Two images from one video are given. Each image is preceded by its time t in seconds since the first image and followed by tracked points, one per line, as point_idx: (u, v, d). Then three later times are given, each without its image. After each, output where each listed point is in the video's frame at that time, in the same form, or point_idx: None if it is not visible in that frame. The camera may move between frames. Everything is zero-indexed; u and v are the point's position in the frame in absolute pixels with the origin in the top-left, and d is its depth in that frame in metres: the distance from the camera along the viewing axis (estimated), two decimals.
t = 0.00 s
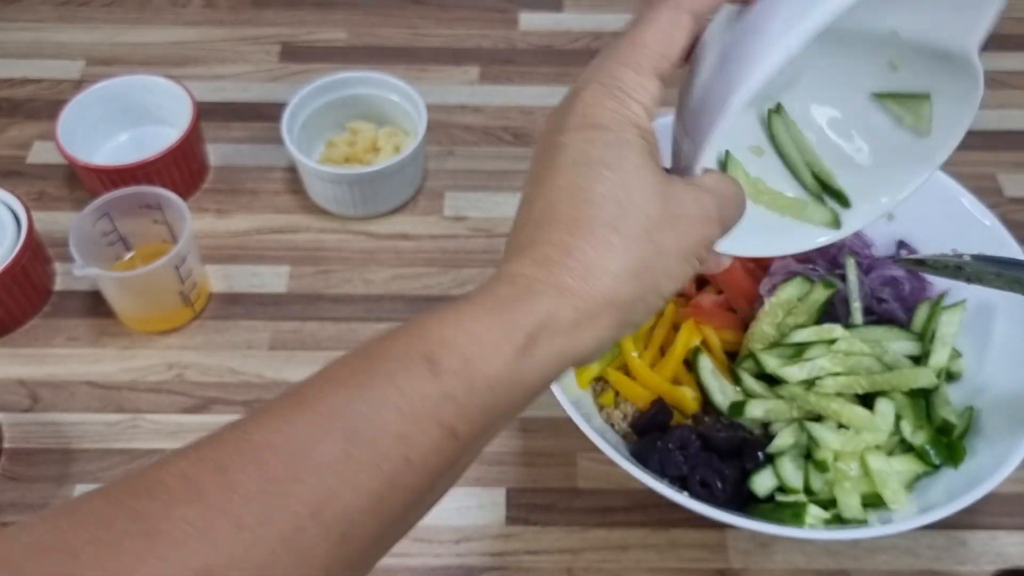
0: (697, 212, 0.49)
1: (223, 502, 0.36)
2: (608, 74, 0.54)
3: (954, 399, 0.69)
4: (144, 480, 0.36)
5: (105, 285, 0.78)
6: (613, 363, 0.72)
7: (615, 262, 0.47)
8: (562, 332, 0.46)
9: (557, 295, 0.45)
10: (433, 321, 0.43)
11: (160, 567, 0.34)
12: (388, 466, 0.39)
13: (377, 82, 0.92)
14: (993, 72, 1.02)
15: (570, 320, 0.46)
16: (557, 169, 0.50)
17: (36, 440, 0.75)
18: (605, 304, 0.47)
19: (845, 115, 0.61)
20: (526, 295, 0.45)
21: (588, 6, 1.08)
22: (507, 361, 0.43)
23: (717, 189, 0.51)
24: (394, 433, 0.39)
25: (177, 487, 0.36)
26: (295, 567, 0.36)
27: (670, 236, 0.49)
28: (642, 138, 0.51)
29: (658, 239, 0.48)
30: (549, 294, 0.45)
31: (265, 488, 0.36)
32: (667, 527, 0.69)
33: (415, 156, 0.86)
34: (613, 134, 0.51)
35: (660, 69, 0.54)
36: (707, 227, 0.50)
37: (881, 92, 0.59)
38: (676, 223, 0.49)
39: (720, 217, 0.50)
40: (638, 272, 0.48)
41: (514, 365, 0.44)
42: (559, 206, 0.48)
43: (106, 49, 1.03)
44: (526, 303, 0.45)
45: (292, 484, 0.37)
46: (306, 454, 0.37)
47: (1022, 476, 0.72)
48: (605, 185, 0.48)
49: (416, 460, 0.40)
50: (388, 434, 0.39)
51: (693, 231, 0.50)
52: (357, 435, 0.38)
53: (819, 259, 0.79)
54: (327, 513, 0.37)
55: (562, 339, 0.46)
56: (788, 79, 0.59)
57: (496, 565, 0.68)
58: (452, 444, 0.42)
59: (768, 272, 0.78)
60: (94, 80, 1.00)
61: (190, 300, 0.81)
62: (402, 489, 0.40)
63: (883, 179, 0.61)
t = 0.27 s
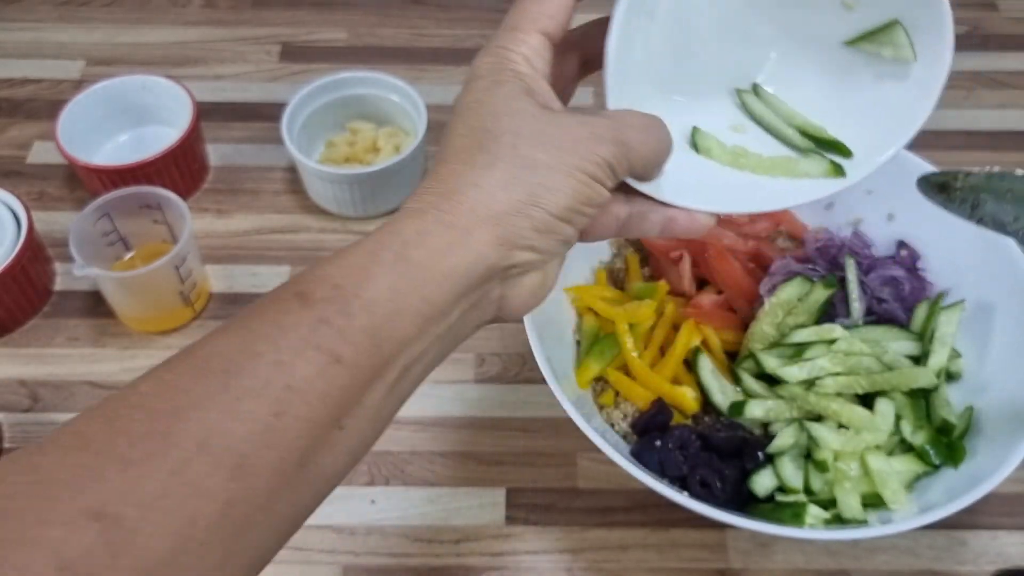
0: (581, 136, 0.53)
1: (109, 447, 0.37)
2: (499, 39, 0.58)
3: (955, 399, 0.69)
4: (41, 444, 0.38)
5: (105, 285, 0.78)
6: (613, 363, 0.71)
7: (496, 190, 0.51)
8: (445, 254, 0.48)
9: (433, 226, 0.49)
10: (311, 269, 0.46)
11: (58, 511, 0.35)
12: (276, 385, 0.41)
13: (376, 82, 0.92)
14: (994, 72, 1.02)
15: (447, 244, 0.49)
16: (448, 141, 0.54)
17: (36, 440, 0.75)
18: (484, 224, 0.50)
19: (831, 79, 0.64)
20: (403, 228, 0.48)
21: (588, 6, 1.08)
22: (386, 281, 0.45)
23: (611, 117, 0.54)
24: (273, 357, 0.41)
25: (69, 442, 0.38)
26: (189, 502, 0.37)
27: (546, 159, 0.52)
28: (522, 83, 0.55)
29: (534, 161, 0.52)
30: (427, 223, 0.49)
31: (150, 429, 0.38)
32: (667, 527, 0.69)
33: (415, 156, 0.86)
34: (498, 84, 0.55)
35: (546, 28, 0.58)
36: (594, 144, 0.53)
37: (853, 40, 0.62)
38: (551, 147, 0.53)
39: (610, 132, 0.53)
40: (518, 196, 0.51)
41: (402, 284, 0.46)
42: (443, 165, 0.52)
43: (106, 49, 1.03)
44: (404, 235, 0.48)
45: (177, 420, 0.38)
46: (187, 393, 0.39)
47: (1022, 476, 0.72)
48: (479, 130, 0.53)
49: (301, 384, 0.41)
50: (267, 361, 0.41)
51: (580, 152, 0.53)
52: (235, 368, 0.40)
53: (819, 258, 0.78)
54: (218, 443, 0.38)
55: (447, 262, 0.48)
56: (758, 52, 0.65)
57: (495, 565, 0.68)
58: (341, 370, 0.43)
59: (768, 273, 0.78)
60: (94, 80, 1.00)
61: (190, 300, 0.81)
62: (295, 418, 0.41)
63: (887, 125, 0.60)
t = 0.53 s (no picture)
0: (564, 152, 0.52)
1: (80, 472, 0.37)
2: (478, 49, 0.57)
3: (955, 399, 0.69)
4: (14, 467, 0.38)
5: (105, 284, 0.78)
6: (614, 362, 0.72)
7: (478, 206, 0.49)
8: (421, 276, 0.47)
9: (411, 241, 0.47)
10: (287, 287, 0.45)
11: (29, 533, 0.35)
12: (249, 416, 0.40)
13: (376, 82, 0.92)
14: (994, 72, 1.02)
15: (427, 266, 0.47)
16: (426, 151, 0.53)
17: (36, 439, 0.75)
18: (465, 242, 0.49)
19: (777, 95, 0.65)
20: (377, 245, 0.47)
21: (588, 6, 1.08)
22: (362, 304, 0.44)
23: (591, 137, 0.54)
24: (247, 381, 0.41)
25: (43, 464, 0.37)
26: (162, 525, 0.37)
27: (529, 176, 0.51)
28: (503, 96, 0.55)
29: (516, 177, 0.51)
30: (402, 240, 0.47)
31: (124, 453, 0.38)
32: (667, 526, 0.69)
33: (415, 156, 0.86)
34: (479, 97, 0.54)
35: (524, 38, 0.58)
36: (575, 162, 0.52)
37: (803, 60, 0.64)
38: (535, 163, 0.51)
39: (591, 151, 0.53)
40: (503, 213, 0.50)
41: (377, 308, 0.45)
42: (421, 178, 0.51)
43: (106, 49, 1.03)
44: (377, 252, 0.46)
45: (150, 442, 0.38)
46: (161, 416, 0.39)
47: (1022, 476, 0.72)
48: (461, 143, 0.51)
49: (275, 407, 0.41)
50: (240, 386, 0.40)
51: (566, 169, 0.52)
52: (207, 391, 0.40)
53: (818, 258, 0.78)
54: (190, 468, 0.38)
55: (426, 284, 0.47)
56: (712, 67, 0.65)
57: (495, 565, 0.68)
58: (316, 393, 0.42)
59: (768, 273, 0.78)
60: (94, 80, 1.00)
61: (190, 300, 0.81)
62: (268, 441, 0.40)
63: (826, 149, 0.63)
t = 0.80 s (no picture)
0: (675, 193, 0.51)
1: (204, 499, 0.38)
2: (587, 84, 0.56)
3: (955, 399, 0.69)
4: (142, 485, 0.39)
5: (105, 284, 0.78)
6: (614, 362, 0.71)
7: (591, 249, 0.49)
8: (536, 320, 0.47)
9: (528, 284, 0.48)
10: (400, 325, 0.46)
11: (155, 555, 0.36)
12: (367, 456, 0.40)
13: (377, 82, 0.92)
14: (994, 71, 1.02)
15: (544, 309, 0.48)
16: (536, 192, 0.52)
17: (36, 440, 0.75)
18: (579, 287, 0.49)
19: (885, 114, 0.61)
20: (494, 288, 0.48)
21: (588, 6, 1.08)
22: (480, 346, 0.45)
23: (701, 172, 0.53)
24: (363, 420, 0.41)
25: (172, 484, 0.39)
26: (275, 556, 0.38)
27: (644, 219, 0.51)
28: (616, 134, 0.54)
29: (630, 220, 0.50)
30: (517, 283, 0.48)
31: (240, 483, 0.39)
32: (667, 526, 0.69)
33: (416, 156, 0.86)
34: (593, 137, 0.53)
35: (633, 71, 0.57)
36: (688, 205, 0.51)
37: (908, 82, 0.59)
38: (649, 205, 0.51)
39: (705, 192, 0.52)
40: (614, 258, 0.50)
41: (490, 352, 0.45)
42: (532, 218, 0.51)
43: (106, 49, 1.03)
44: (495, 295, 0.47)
45: (270, 473, 0.39)
46: (277, 448, 0.40)
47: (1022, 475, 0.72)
48: (574, 183, 0.51)
49: (389, 447, 0.41)
50: (357, 424, 0.41)
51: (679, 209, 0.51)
52: (326, 428, 0.40)
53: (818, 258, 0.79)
54: (305, 505, 0.39)
55: (541, 326, 0.48)
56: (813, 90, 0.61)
57: (496, 565, 0.68)
58: (430, 433, 0.42)
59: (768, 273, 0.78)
60: (94, 80, 1.00)
61: (190, 300, 0.81)
62: (380, 479, 0.41)
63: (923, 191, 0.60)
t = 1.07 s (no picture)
0: (718, 202, 0.51)
1: (261, 499, 0.38)
2: (626, 94, 0.57)
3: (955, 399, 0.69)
4: (200, 484, 0.39)
5: (105, 284, 0.78)
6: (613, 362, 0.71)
7: (637, 258, 0.49)
8: (585, 330, 0.47)
9: (574, 295, 0.48)
10: (447, 334, 0.46)
11: (211, 556, 0.36)
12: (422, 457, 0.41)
13: (377, 82, 0.92)
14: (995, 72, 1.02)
15: (591, 319, 0.48)
16: (580, 203, 0.52)
17: (36, 439, 0.75)
18: (624, 298, 0.49)
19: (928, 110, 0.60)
20: (540, 297, 0.48)
21: (588, 6, 1.08)
22: (529, 355, 0.45)
23: (744, 177, 0.52)
24: (415, 425, 0.41)
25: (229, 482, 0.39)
26: (329, 558, 0.38)
27: (688, 228, 0.50)
28: (658, 144, 0.54)
29: (675, 229, 0.50)
30: (565, 291, 0.48)
31: (297, 485, 0.39)
32: (667, 526, 0.69)
33: (416, 156, 0.86)
34: (635, 148, 0.53)
35: (671, 78, 0.57)
36: (731, 214, 0.51)
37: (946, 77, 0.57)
38: (693, 213, 0.50)
39: (749, 198, 0.51)
40: (663, 268, 0.49)
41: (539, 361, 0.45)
42: (577, 228, 0.51)
43: (106, 49, 1.03)
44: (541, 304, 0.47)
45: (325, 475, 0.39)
46: (331, 452, 0.40)
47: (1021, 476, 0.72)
48: (618, 195, 0.51)
49: (441, 452, 0.41)
50: (409, 428, 0.41)
51: (720, 219, 0.51)
52: (379, 432, 0.41)
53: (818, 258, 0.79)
54: (359, 507, 0.39)
55: (589, 335, 0.47)
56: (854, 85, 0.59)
57: (496, 565, 0.68)
58: (479, 439, 0.43)
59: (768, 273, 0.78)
60: (94, 80, 1.00)
61: (190, 300, 0.81)
62: (431, 482, 0.41)
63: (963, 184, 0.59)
